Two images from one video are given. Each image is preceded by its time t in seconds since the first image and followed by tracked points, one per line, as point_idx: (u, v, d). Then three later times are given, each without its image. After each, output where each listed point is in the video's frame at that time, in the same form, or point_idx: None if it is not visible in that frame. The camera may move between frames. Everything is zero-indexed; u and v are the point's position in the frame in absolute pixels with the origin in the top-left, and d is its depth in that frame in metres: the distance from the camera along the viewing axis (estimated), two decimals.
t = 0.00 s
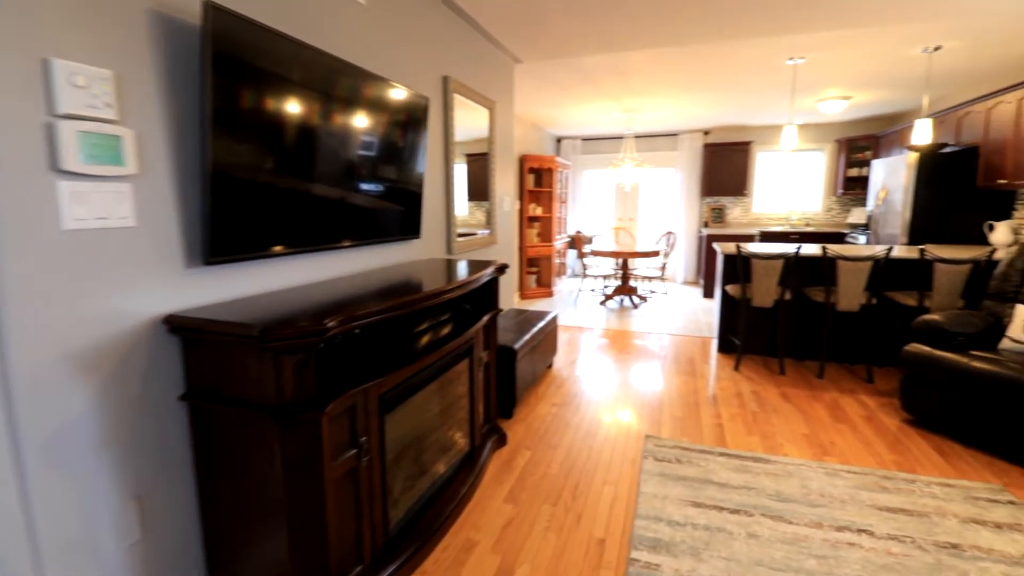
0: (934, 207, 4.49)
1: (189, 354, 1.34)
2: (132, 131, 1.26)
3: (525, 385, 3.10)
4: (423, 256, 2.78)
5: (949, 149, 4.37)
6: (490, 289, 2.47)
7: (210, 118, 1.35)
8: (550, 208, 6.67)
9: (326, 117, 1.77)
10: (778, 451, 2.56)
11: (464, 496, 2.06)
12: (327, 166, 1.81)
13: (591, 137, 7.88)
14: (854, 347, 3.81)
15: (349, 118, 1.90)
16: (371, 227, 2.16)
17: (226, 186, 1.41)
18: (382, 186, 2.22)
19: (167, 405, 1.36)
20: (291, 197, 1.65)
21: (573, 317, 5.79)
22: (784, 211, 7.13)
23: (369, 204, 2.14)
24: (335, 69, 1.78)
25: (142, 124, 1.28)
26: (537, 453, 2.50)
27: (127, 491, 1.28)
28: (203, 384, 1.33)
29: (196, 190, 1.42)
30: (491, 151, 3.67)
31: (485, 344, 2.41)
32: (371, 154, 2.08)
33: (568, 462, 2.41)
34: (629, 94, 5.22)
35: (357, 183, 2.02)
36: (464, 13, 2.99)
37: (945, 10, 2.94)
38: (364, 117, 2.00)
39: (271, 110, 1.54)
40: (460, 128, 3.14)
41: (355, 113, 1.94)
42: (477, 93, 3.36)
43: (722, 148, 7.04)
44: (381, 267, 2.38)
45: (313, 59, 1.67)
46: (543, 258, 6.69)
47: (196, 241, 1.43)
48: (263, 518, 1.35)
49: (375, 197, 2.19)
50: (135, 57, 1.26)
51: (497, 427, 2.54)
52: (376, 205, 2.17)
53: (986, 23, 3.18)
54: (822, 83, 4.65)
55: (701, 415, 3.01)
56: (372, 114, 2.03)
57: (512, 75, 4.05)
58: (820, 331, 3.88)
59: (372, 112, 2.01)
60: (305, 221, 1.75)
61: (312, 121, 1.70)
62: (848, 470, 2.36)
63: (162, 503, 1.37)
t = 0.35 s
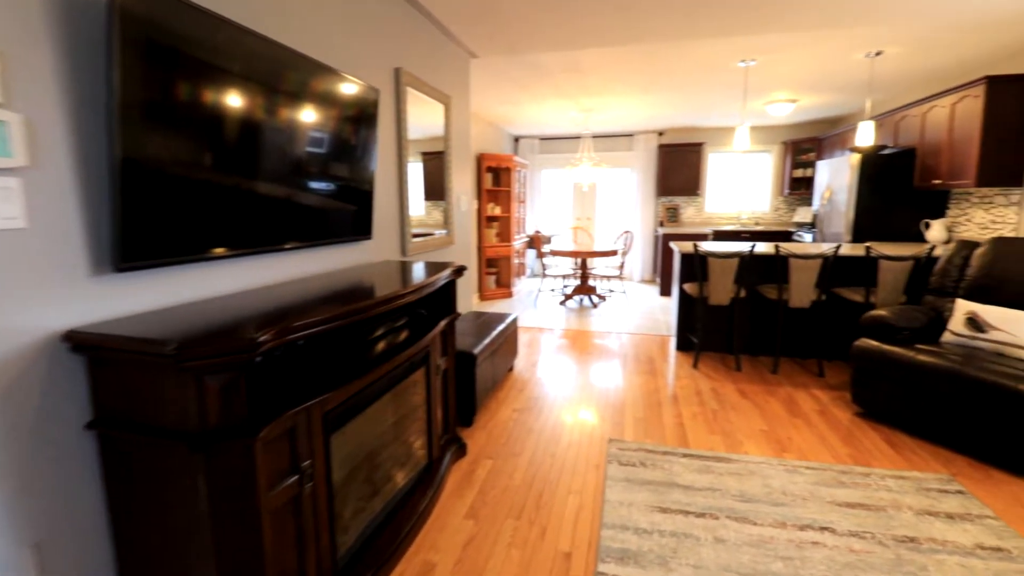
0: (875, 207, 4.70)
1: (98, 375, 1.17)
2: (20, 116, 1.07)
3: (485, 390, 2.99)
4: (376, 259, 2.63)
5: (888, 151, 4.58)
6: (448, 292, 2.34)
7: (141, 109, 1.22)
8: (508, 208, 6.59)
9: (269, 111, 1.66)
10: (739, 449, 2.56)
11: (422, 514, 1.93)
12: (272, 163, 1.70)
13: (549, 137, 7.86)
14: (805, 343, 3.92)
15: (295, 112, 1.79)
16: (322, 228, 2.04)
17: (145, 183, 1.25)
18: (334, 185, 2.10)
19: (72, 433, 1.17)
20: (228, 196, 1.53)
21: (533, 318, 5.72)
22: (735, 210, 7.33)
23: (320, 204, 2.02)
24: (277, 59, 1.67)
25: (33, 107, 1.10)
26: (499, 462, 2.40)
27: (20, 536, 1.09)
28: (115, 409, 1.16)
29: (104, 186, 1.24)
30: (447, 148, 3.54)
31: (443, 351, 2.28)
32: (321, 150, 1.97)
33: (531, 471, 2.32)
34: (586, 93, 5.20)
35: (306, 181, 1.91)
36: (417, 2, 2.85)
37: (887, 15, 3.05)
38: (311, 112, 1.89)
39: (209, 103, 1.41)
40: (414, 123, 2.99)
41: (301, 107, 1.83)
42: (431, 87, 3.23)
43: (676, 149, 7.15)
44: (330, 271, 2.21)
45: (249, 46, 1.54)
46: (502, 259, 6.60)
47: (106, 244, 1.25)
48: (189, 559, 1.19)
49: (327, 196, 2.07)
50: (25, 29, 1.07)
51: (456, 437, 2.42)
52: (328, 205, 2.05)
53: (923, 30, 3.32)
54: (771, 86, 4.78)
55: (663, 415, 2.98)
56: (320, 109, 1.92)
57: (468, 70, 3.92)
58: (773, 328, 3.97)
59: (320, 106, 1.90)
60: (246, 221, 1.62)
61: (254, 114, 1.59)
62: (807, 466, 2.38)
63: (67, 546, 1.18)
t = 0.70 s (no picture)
0: (816, 206, 4.87)
1: None
2: None
3: (440, 400, 2.84)
4: (319, 264, 2.43)
5: (828, 153, 4.77)
6: (398, 299, 2.17)
7: (53, 102, 1.07)
8: (462, 208, 6.44)
9: (199, 104, 1.48)
10: (699, 452, 2.53)
11: (373, 543, 1.77)
12: (202, 160, 1.51)
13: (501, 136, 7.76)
14: (756, 339, 4.00)
15: (228, 105, 1.60)
16: (260, 231, 1.85)
17: (43, 186, 1.07)
18: (274, 184, 1.91)
19: None
20: (151, 197, 1.35)
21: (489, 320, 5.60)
22: (684, 210, 7.49)
23: (259, 205, 1.83)
24: (201, 43, 1.48)
25: None
26: (456, 478, 2.27)
27: None
28: None
29: None
30: (396, 145, 3.36)
31: (393, 363, 2.12)
32: (260, 147, 1.79)
33: (490, 487, 2.20)
34: (539, 92, 5.14)
35: (243, 180, 1.72)
36: None
37: (830, 20, 3.14)
38: (247, 104, 1.70)
39: (130, 95, 1.25)
40: (359, 118, 2.80)
41: (235, 99, 1.64)
42: (378, 80, 3.05)
43: (627, 149, 7.22)
44: (267, 278, 2.01)
45: (171, 31, 1.37)
46: (456, 260, 6.45)
47: None
48: None
49: (266, 196, 1.88)
50: None
51: (410, 454, 2.26)
52: (267, 206, 1.87)
53: (862, 35, 3.44)
54: (718, 88, 4.87)
55: (623, 418, 2.92)
56: (257, 101, 1.73)
57: (417, 65, 3.75)
58: (726, 326, 4.03)
59: (256, 98, 1.72)
60: (171, 226, 1.43)
61: (180, 108, 1.41)
62: (766, 465, 2.38)
63: None
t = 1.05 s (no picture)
0: (768, 207, 5.01)
1: None
2: None
3: (399, 410, 2.70)
4: (263, 268, 2.24)
5: (779, 155, 4.91)
6: (350, 303, 2.01)
7: None
8: (419, 208, 6.27)
9: (131, 95, 1.31)
10: (663, 455, 2.49)
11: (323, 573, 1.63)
12: (135, 157, 1.34)
13: (459, 135, 7.62)
14: (714, 338, 4.06)
15: (162, 96, 1.43)
16: (200, 234, 1.68)
17: None
18: (216, 182, 1.74)
19: None
20: (76, 200, 1.18)
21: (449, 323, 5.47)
22: (642, 211, 7.58)
23: (200, 206, 1.66)
24: (127, 25, 1.30)
25: None
26: (416, 494, 2.15)
27: None
28: None
29: None
30: (348, 141, 3.18)
31: (345, 376, 1.97)
32: (200, 142, 1.62)
33: (452, 502, 2.09)
34: (498, 90, 5.05)
35: (181, 178, 1.55)
36: None
37: (783, 24, 3.20)
38: (184, 96, 1.53)
39: (52, 85, 1.09)
40: (307, 112, 2.62)
41: (172, 89, 1.47)
42: (327, 72, 2.87)
43: (586, 150, 7.23)
44: (204, 285, 1.82)
45: (93, 10, 1.19)
46: (414, 262, 6.27)
47: None
48: None
49: (207, 196, 1.70)
50: None
51: (365, 471, 2.12)
52: (209, 206, 1.70)
53: (812, 40, 3.54)
54: (674, 90, 4.92)
55: (587, 422, 2.87)
56: (195, 92, 1.56)
57: (370, 58, 3.58)
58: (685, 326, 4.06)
59: (193, 89, 1.55)
60: (98, 231, 1.26)
61: (108, 100, 1.24)
62: (730, 466, 2.37)
63: None
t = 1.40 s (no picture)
0: (717, 206, 5.11)
1: None
2: None
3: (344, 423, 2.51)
4: (185, 273, 2.02)
5: (726, 155, 5.01)
6: (284, 309, 1.82)
7: None
8: (368, 208, 6.02)
9: (39, 84, 1.18)
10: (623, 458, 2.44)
11: None
12: (46, 152, 1.21)
13: (409, 132, 7.40)
14: (668, 336, 4.07)
15: (78, 86, 1.30)
16: (122, 238, 1.53)
17: None
18: (141, 181, 1.60)
19: None
20: None
21: (401, 328, 5.27)
22: (595, 210, 7.62)
23: (122, 207, 1.52)
24: (34, 6, 1.17)
25: None
26: (363, 517, 1.99)
27: None
28: None
29: None
30: (286, 135, 2.95)
31: (280, 391, 1.78)
32: (122, 137, 1.49)
33: (402, 523, 1.94)
34: (449, 86, 4.91)
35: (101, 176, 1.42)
36: None
37: (731, 24, 3.24)
38: (103, 86, 1.39)
39: None
40: (237, 102, 2.39)
41: (88, 79, 1.34)
42: (260, 60, 2.64)
43: (539, 149, 7.18)
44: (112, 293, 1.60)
45: None
46: (363, 264, 6.04)
47: None
48: None
49: (131, 196, 1.56)
50: None
51: (306, 495, 1.94)
52: (133, 207, 1.55)
53: (758, 41, 3.60)
54: (625, 89, 4.94)
55: (545, 427, 2.77)
56: (114, 82, 1.43)
57: (310, 48, 3.36)
58: (640, 324, 4.06)
59: (113, 78, 1.42)
60: None
61: (14, 90, 1.11)
62: (689, 467, 2.34)
63: None
